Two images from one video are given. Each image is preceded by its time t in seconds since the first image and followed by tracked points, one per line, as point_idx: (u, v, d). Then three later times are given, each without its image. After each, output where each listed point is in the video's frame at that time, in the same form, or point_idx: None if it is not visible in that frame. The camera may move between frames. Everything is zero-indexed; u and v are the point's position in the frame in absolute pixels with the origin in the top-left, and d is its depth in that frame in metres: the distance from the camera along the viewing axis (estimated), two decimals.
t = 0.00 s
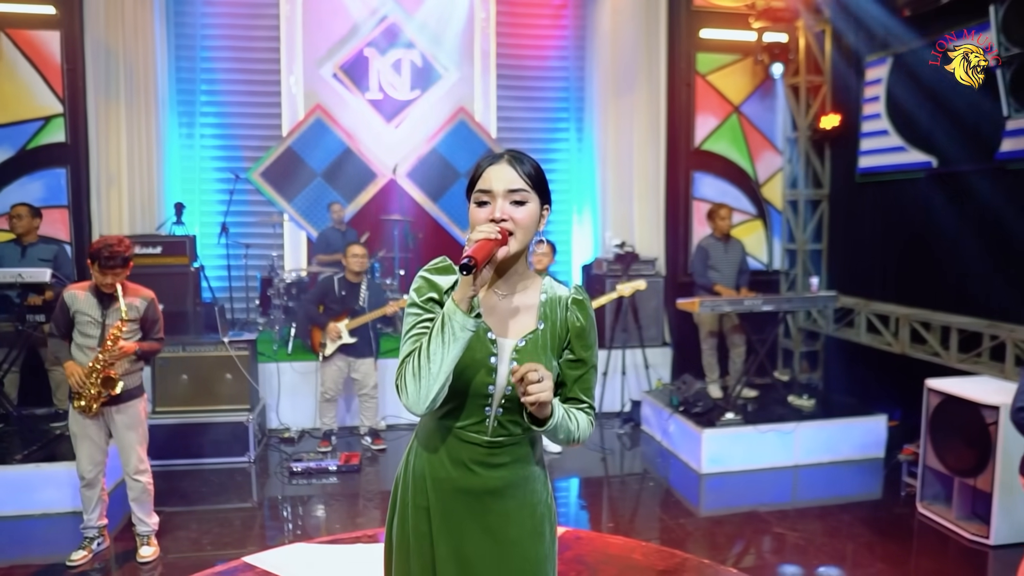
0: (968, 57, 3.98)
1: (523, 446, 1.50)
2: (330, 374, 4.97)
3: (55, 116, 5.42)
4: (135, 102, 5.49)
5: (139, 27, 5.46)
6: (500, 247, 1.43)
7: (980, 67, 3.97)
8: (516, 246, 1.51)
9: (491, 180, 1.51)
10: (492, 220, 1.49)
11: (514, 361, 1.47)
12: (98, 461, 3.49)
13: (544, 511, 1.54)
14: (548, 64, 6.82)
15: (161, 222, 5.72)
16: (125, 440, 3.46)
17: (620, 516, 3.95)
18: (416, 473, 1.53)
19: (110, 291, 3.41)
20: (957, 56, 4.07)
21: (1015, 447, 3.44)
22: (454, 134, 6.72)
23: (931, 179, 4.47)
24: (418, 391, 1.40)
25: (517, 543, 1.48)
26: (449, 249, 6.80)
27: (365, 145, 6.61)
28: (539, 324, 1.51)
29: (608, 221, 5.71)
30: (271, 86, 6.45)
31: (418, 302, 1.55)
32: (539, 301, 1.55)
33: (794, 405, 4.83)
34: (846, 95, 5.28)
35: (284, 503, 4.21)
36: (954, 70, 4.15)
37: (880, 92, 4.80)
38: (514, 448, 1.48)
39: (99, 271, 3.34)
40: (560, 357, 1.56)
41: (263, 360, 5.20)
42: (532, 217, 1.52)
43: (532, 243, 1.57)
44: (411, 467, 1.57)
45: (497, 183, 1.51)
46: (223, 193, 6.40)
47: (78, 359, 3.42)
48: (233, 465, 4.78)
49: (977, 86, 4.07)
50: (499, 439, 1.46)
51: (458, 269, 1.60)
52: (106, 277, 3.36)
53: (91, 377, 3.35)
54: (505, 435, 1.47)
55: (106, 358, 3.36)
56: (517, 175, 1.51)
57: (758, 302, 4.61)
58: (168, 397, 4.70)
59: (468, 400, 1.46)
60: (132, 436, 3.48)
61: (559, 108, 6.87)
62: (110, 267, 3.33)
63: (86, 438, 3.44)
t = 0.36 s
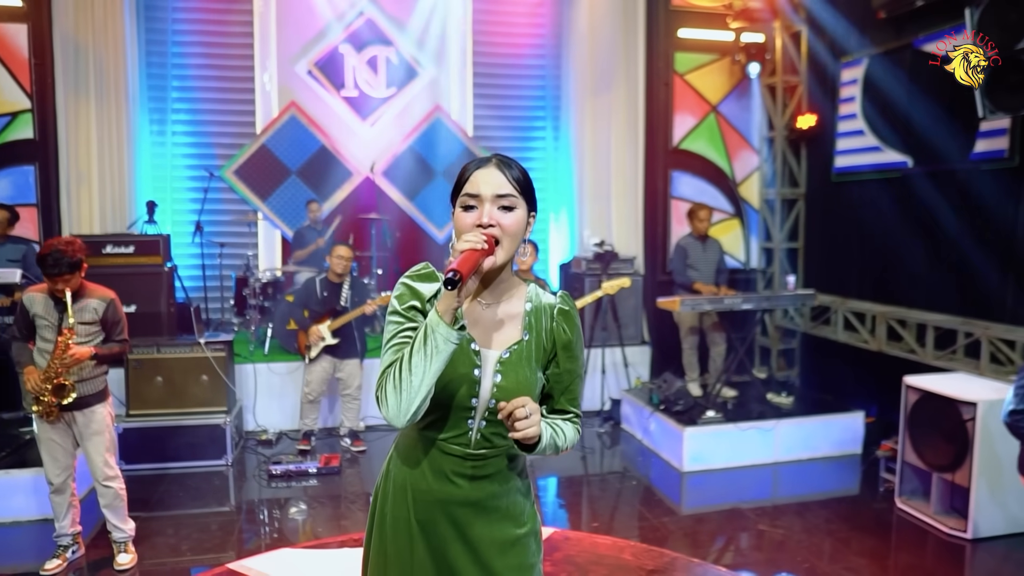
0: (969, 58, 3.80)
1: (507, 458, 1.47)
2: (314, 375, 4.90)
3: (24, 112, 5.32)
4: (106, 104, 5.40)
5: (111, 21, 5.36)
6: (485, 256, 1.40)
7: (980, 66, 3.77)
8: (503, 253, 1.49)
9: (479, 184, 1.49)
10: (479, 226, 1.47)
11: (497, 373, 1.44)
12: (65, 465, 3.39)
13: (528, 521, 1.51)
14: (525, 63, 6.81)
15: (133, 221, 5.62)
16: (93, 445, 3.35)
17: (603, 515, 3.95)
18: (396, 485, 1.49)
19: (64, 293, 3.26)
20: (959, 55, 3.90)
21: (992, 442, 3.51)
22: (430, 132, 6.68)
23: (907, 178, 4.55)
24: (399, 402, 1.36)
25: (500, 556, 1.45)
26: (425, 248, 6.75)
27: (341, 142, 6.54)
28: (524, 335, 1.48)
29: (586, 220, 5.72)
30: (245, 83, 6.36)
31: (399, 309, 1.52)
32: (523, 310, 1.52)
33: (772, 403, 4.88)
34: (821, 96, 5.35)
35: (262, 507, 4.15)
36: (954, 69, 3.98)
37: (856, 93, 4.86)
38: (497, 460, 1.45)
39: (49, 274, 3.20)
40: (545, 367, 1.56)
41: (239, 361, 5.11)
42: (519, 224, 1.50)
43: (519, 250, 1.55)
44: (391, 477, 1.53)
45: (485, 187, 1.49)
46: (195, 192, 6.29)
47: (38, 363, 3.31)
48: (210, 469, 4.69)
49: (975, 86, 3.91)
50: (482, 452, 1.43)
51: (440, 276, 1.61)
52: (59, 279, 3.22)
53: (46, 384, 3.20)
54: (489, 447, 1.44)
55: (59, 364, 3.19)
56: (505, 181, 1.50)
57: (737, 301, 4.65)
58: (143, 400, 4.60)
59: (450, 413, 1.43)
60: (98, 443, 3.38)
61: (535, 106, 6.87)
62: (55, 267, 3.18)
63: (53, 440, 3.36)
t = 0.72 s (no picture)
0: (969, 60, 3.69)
1: (516, 459, 1.41)
2: (292, 379, 4.85)
3: None
4: (79, 103, 5.35)
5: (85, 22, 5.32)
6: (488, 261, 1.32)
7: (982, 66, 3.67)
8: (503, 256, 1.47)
9: (488, 189, 1.45)
10: (487, 231, 1.44)
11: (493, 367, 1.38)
12: (40, 473, 3.24)
13: (540, 525, 1.44)
14: (503, 64, 6.79)
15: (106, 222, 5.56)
16: (69, 452, 3.13)
17: (589, 515, 3.97)
18: (402, 494, 1.42)
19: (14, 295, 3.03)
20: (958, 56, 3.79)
21: (971, 439, 3.59)
22: (409, 132, 6.64)
23: (884, 180, 4.64)
24: (393, 403, 1.28)
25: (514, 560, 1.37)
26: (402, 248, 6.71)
27: (319, 143, 6.47)
28: (516, 325, 1.41)
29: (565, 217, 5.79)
30: (221, 82, 6.28)
31: (391, 312, 1.38)
32: (512, 302, 1.44)
33: (754, 402, 4.94)
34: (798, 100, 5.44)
35: (241, 511, 4.10)
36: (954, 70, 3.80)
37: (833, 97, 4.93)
38: (506, 460, 1.39)
39: None
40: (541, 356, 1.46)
41: (219, 364, 5.04)
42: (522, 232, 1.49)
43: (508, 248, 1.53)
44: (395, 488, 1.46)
45: (494, 192, 1.45)
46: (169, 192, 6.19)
47: None
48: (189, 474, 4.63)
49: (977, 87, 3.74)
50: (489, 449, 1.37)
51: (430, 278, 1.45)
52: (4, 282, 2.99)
53: None
54: (497, 446, 1.39)
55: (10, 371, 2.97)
56: (511, 186, 1.47)
57: (719, 301, 4.69)
58: (120, 405, 4.52)
59: (452, 410, 1.37)
60: (79, 449, 3.16)
61: (513, 107, 6.85)
62: None
63: (26, 448, 3.19)
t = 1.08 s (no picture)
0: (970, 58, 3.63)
1: (528, 461, 1.40)
2: (260, 382, 4.78)
3: None
4: (49, 104, 5.24)
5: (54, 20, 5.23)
6: (484, 252, 1.31)
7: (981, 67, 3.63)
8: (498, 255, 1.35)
9: (470, 187, 1.35)
10: (475, 229, 1.33)
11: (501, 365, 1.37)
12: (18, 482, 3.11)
13: (555, 528, 1.42)
14: (479, 66, 6.80)
15: (76, 225, 5.45)
16: (49, 459, 3.05)
17: (574, 515, 3.99)
18: (417, 501, 1.42)
19: None
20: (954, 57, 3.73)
21: (947, 435, 3.68)
22: (386, 134, 6.58)
23: (859, 182, 4.73)
24: (411, 407, 1.27)
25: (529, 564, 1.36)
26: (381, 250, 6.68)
27: (295, 144, 6.40)
28: (518, 324, 1.38)
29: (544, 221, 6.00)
30: (195, 81, 6.20)
31: (397, 321, 1.35)
32: (517, 303, 1.41)
33: (733, 401, 5.00)
34: (773, 102, 5.53)
35: (219, 516, 4.06)
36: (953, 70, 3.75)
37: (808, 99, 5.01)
38: (517, 463, 1.38)
39: None
40: (543, 352, 1.40)
41: (196, 368, 4.97)
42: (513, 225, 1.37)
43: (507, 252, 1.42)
44: (410, 497, 1.46)
45: (477, 188, 1.35)
46: (141, 193, 6.10)
47: None
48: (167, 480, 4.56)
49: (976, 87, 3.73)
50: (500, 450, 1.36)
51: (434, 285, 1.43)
52: None
53: None
54: (507, 449, 1.38)
55: None
56: (494, 179, 1.37)
57: (699, 301, 4.75)
58: (96, 410, 4.44)
59: (460, 411, 1.36)
60: (58, 455, 3.08)
61: (491, 110, 6.87)
62: None
63: (4, 457, 3.10)
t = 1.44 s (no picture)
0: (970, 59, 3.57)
1: (534, 464, 1.36)
2: (243, 384, 4.73)
3: None
4: (22, 103, 5.15)
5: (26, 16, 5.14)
6: (495, 252, 1.30)
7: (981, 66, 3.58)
8: (509, 258, 1.35)
9: (481, 193, 1.35)
10: (485, 231, 1.33)
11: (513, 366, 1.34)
12: None
13: (560, 530, 1.39)
14: (458, 66, 6.79)
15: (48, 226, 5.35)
16: (30, 465, 2.97)
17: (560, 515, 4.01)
18: (421, 503, 1.39)
19: None
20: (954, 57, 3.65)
21: (926, 431, 3.75)
22: (365, 134, 6.54)
23: (837, 183, 4.81)
24: (424, 403, 1.27)
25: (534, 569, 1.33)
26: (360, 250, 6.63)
27: (274, 145, 6.35)
28: (528, 331, 1.36)
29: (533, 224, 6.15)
30: (170, 80, 6.11)
31: (411, 322, 1.37)
32: (529, 309, 1.40)
33: (714, 400, 5.06)
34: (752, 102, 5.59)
35: (198, 520, 4.01)
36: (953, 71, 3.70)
37: (787, 101, 5.08)
38: (524, 465, 1.35)
39: None
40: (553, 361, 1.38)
41: (176, 371, 4.89)
42: (524, 231, 1.36)
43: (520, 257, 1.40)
44: (414, 498, 1.43)
45: (488, 193, 1.35)
46: (116, 193, 6.01)
47: None
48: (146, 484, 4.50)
49: (977, 86, 3.65)
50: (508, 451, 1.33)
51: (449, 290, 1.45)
52: None
53: None
54: (515, 451, 1.34)
55: None
56: (506, 186, 1.37)
57: (681, 301, 4.79)
58: (73, 415, 4.36)
59: (470, 411, 1.33)
60: (38, 461, 3.00)
61: (470, 110, 6.87)
62: None
63: None
